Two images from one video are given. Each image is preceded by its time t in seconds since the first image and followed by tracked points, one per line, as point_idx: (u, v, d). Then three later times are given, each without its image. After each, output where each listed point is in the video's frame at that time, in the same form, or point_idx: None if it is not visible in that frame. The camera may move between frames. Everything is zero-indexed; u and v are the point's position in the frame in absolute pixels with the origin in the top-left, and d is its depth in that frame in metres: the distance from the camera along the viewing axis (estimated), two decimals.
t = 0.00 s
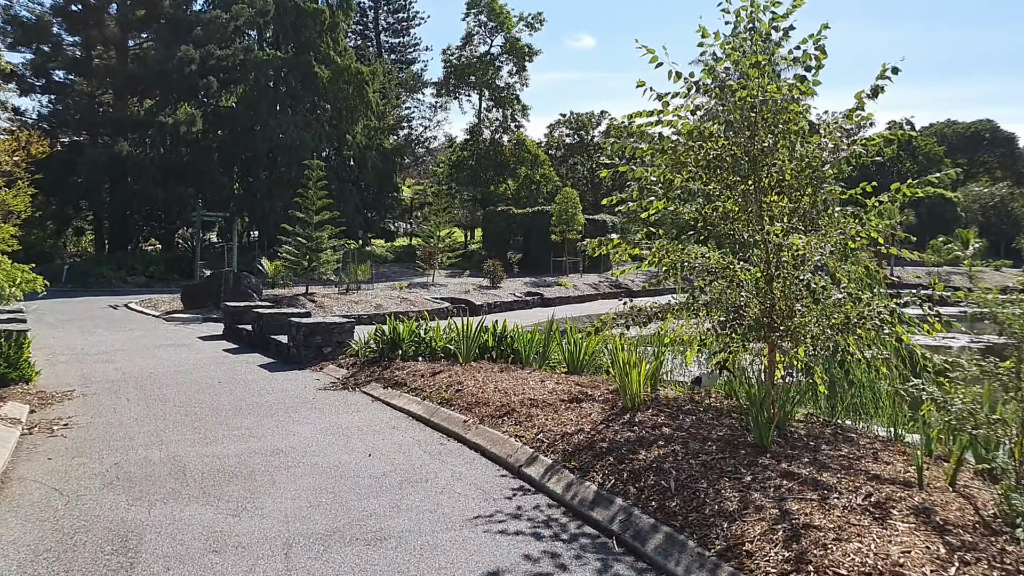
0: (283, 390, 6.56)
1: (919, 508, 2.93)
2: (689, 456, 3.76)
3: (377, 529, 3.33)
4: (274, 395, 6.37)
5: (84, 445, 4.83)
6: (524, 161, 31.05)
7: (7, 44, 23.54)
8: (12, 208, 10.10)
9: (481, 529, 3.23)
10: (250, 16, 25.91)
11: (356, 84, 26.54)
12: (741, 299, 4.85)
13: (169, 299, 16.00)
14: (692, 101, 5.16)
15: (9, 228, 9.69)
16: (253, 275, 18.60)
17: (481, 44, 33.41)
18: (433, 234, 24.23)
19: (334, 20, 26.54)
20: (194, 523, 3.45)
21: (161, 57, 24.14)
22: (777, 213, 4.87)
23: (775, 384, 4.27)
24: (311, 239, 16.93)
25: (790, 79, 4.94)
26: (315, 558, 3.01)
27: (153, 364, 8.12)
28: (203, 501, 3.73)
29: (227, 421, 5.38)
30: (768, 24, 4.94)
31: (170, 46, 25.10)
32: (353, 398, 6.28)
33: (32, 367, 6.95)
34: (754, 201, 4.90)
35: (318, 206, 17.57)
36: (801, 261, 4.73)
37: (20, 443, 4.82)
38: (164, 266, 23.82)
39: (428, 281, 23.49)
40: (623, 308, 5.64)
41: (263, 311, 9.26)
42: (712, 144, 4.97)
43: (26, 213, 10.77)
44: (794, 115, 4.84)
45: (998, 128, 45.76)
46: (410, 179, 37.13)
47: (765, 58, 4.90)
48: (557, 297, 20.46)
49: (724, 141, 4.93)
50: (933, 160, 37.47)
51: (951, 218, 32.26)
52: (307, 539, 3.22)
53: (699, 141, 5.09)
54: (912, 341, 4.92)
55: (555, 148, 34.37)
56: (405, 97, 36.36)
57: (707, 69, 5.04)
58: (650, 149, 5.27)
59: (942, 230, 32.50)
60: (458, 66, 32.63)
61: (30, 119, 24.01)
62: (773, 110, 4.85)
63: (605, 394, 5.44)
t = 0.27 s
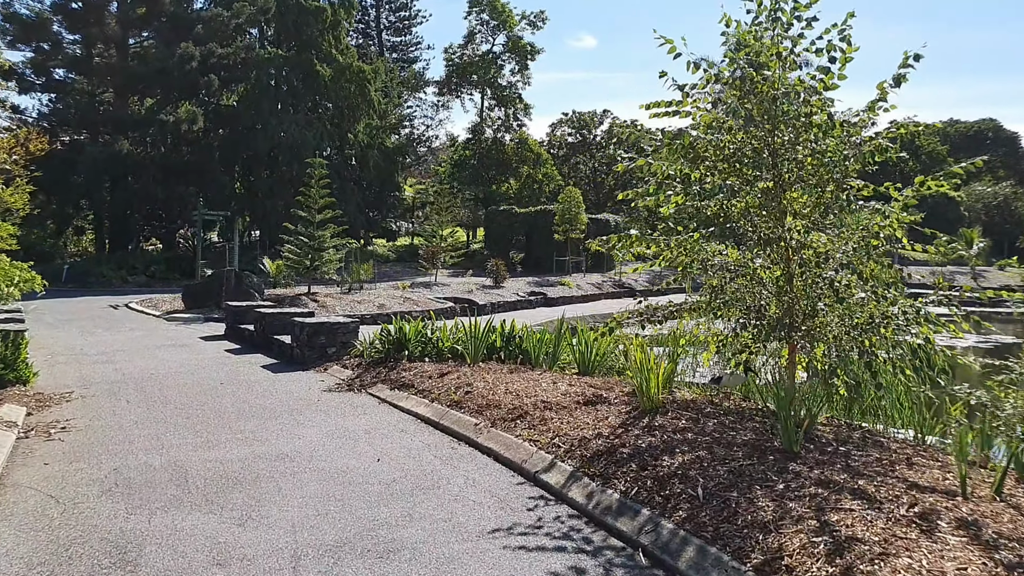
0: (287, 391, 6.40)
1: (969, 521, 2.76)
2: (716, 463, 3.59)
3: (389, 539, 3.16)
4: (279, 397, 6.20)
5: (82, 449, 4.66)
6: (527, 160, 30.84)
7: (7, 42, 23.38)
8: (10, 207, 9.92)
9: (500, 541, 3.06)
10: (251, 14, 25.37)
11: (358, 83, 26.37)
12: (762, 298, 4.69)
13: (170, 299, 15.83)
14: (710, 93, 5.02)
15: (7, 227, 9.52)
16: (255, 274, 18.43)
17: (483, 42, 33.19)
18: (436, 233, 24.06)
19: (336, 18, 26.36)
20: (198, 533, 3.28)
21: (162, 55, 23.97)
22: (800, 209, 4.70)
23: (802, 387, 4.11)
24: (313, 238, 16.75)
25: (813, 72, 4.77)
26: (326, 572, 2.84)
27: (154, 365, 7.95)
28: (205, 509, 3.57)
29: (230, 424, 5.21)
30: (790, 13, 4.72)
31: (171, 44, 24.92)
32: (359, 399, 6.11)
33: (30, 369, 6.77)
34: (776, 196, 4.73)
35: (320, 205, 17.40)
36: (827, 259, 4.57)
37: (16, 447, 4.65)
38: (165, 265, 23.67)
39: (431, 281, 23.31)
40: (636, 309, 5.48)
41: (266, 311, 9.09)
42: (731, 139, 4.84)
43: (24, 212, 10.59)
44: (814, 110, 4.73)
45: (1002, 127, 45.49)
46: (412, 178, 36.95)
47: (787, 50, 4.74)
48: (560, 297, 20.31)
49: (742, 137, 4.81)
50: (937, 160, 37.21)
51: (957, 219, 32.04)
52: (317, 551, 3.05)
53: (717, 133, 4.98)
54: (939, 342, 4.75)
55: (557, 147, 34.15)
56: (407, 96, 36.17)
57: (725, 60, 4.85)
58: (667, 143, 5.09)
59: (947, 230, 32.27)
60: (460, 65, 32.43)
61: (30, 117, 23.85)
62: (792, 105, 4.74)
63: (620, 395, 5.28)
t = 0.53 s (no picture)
0: (293, 397, 6.24)
1: None
2: (747, 478, 3.46)
3: (405, 560, 3.00)
4: (284, 402, 6.04)
5: (82, 458, 4.49)
6: (530, 160, 30.67)
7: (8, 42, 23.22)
8: (10, 208, 9.77)
9: (523, 564, 2.90)
10: (253, 14, 25.13)
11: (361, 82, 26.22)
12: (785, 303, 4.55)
13: (172, 300, 15.68)
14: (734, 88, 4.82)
15: (8, 229, 9.36)
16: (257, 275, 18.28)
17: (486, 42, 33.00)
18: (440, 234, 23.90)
19: (338, 18, 26.20)
20: (202, 552, 3.11)
21: (164, 55, 23.83)
22: (825, 210, 4.51)
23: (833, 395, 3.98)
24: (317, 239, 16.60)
25: (839, 67, 4.58)
26: None
27: (156, 369, 7.80)
28: (210, 525, 3.40)
29: (234, 432, 5.05)
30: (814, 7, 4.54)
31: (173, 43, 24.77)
32: (367, 405, 5.95)
33: (30, 373, 6.61)
34: (799, 196, 4.54)
35: (324, 206, 17.24)
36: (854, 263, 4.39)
37: (14, 457, 4.49)
38: (167, 266, 23.54)
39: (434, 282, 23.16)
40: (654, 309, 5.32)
41: (270, 313, 8.95)
42: (752, 136, 4.61)
43: (25, 213, 10.43)
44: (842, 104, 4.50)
45: (1008, 127, 45.19)
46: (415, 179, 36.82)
47: (811, 45, 4.56)
48: (565, 298, 20.14)
49: (766, 132, 4.59)
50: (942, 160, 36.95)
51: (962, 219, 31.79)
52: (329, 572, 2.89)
53: (737, 130, 4.77)
54: (968, 348, 4.60)
55: (560, 147, 33.97)
56: (410, 96, 36.05)
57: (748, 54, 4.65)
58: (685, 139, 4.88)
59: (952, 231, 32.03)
60: (463, 65, 32.26)
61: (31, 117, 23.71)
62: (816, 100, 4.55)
63: (637, 401, 5.12)
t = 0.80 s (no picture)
0: (312, 398, 6.10)
1: None
2: (794, 490, 3.28)
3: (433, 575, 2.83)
4: (303, 403, 5.91)
5: (98, 461, 4.37)
6: (546, 159, 30.43)
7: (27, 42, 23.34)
8: (28, 206, 9.72)
9: None
10: (269, 12, 24.83)
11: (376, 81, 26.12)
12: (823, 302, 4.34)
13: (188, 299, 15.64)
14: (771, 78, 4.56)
15: (25, 227, 9.29)
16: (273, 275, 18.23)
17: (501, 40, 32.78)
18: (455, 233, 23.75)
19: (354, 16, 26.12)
20: (221, 564, 2.96)
21: (181, 55, 23.87)
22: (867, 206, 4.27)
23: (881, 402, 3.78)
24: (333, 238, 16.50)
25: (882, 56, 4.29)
26: None
27: (173, 368, 7.70)
28: (229, 534, 3.25)
29: (253, 434, 4.91)
30: None
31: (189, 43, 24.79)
32: (387, 407, 5.79)
33: (47, 373, 6.50)
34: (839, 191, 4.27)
35: (340, 205, 17.14)
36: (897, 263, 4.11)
37: (30, 459, 4.37)
38: (183, 265, 23.59)
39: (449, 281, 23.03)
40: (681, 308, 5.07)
41: (287, 312, 8.83)
42: (788, 129, 4.36)
43: (42, 211, 10.37)
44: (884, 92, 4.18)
45: None
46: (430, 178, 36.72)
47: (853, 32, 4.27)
48: (581, 298, 19.92)
49: (803, 125, 4.34)
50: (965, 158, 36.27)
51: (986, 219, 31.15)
52: None
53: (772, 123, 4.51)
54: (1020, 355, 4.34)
55: (576, 146, 33.72)
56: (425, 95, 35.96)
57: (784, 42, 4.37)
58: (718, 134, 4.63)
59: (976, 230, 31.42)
60: (478, 63, 32.09)
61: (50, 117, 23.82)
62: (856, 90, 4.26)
63: (668, 406, 4.92)
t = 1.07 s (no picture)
0: (331, 400, 5.97)
1: None
2: (846, 502, 3.07)
3: None
4: (321, 406, 5.76)
5: (112, 467, 4.25)
6: (563, 158, 30.20)
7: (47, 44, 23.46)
8: (45, 206, 9.65)
9: None
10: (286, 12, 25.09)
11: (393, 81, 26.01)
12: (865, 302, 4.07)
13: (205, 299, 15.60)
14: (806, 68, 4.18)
15: (42, 227, 9.22)
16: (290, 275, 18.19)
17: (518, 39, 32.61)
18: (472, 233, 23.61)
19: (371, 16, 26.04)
20: None
21: (198, 55, 23.88)
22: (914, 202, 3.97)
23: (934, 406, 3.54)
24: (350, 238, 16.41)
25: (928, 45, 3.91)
26: None
27: (189, 370, 7.58)
28: (247, 546, 3.09)
29: (271, 439, 4.77)
30: None
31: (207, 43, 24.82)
32: (408, 411, 5.64)
33: (61, 374, 6.39)
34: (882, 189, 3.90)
35: (356, 204, 17.04)
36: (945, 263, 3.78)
37: (41, 465, 4.24)
38: (200, 265, 23.65)
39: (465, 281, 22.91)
40: (714, 307, 4.80)
41: (304, 312, 8.70)
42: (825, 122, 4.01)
43: (60, 211, 10.32)
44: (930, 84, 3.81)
45: None
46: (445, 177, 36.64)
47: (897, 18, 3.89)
48: (599, 298, 19.70)
49: (841, 119, 3.97)
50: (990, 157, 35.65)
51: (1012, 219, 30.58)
52: None
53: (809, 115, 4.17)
54: None
55: (593, 145, 33.48)
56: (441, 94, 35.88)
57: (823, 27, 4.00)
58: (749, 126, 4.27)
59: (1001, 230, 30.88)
60: (495, 62, 31.93)
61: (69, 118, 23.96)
62: (899, 82, 3.90)
63: (703, 411, 4.72)
